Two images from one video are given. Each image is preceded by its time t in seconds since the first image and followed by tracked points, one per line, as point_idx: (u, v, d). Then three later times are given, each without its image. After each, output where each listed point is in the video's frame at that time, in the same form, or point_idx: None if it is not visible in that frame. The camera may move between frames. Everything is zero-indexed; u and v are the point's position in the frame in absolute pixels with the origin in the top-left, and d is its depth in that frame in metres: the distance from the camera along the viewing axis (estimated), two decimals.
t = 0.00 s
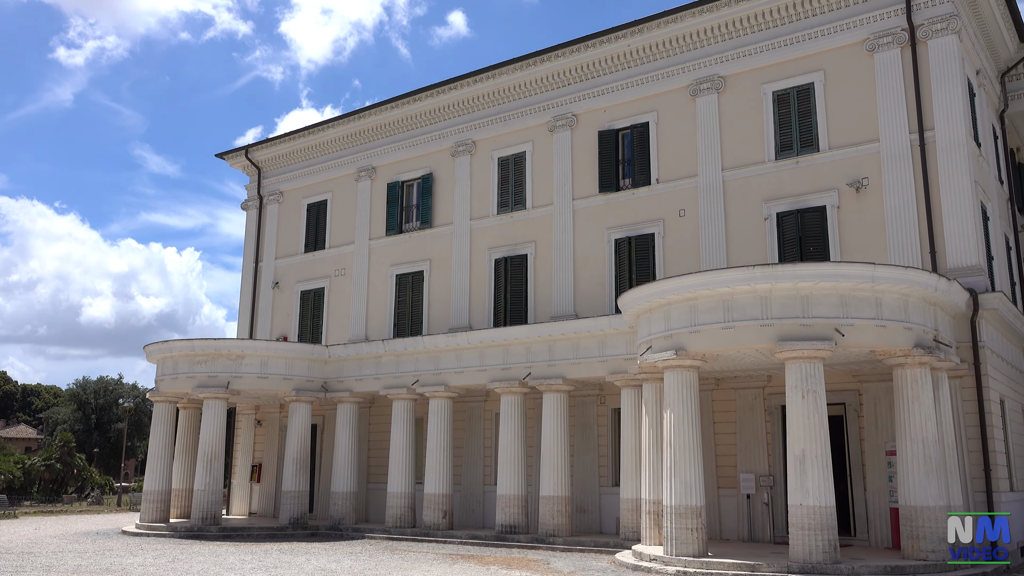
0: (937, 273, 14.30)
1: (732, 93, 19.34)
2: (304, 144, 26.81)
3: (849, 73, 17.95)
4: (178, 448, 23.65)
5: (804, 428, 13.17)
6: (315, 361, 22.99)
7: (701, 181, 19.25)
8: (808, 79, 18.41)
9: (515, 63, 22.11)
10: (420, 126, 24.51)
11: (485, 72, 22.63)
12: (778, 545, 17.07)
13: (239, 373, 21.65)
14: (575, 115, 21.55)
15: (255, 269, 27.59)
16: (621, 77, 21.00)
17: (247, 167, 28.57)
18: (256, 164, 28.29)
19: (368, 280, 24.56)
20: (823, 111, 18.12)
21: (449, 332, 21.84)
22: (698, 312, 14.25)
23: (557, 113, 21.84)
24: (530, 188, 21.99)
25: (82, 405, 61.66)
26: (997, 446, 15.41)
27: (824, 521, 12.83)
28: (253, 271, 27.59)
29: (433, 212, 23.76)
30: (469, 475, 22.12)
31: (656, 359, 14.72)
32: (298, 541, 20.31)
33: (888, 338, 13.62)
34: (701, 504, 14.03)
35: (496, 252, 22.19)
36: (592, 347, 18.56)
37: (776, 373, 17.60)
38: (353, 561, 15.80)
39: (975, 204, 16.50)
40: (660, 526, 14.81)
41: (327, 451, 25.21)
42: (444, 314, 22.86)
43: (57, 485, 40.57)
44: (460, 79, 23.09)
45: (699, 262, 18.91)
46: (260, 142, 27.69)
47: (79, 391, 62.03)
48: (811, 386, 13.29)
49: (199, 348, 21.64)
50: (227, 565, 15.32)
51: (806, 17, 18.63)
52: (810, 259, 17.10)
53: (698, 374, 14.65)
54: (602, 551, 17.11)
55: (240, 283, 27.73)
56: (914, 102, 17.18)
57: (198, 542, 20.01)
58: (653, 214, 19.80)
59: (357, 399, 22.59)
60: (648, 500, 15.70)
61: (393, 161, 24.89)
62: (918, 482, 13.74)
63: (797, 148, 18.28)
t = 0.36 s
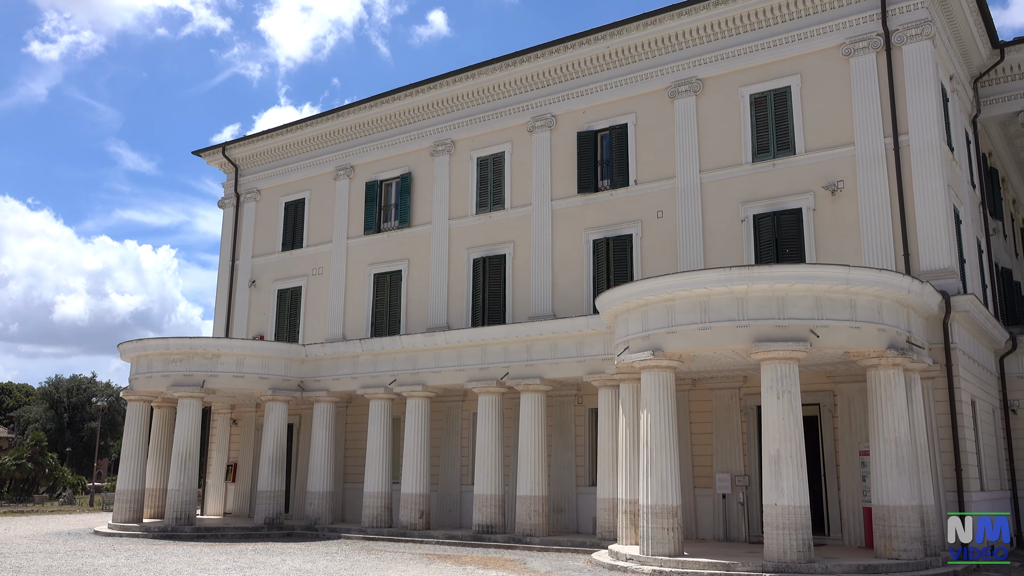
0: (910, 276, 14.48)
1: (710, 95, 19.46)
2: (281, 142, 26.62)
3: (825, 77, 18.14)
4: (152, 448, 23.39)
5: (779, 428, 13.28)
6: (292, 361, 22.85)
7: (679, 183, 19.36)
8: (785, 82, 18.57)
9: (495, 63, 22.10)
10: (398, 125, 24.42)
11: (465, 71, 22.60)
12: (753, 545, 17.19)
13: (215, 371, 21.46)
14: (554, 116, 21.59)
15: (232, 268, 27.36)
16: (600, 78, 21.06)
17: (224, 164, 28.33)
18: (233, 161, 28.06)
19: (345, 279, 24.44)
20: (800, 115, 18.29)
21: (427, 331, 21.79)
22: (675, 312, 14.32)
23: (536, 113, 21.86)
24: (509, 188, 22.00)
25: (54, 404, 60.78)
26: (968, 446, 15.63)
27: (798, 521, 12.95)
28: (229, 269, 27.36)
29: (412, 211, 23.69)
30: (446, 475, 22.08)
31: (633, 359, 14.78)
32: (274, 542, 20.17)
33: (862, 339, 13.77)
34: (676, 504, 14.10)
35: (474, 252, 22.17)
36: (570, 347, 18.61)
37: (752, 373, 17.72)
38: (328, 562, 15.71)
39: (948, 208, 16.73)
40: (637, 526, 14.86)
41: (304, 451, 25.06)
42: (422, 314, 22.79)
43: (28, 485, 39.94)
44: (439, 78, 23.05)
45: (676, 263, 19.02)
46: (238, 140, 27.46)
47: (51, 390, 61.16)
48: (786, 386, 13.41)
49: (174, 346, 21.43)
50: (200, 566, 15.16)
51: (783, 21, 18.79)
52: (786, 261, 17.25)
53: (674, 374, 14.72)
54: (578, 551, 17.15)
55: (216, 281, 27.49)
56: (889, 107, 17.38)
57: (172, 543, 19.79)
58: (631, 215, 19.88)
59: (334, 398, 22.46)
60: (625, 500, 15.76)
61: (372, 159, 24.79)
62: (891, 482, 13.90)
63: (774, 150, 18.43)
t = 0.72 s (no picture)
0: (884, 279, 14.66)
1: (688, 98, 19.58)
2: (258, 140, 26.41)
3: (801, 81, 18.31)
4: (125, 448, 23.09)
5: (754, 429, 13.39)
6: (267, 360, 22.68)
7: (656, 185, 19.45)
8: (762, 86, 18.73)
9: (474, 63, 22.07)
10: (376, 124, 24.32)
11: (444, 71, 22.56)
12: (727, 545, 17.30)
13: (189, 371, 21.24)
14: (533, 117, 21.60)
15: (207, 266, 27.10)
16: (579, 80, 21.11)
17: (200, 162, 28.05)
18: (209, 159, 27.79)
19: (322, 279, 24.30)
20: (776, 118, 18.45)
21: (404, 331, 21.72)
22: (652, 314, 14.38)
23: (515, 114, 21.87)
24: (487, 189, 21.98)
25: (24, 403, 59.80)
26: (939, 448, 15.84)
27: (772, 521, 13.05)
28: (205, 268, 27.10)
29: (389, 211, 23.60)
30: (423, 475, 22.01)
31: (610, 360, 14.82)
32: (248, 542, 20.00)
33: (836, 341, 13.91)
34: (652, 504, 14.16)
35: (452, 252, 22.13)
36: (547, 348, 18.63)
37: (728, 374, 17.84)
38: (304, 563, 15.60)
39: (921, 212, 16.95)
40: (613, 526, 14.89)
41: (279, 451, 24.88)
42: (399, 314, 22.72)
43: None
44: (418, 78, 22.99)
45: (653, 265, 19.10)
46: (214, 138, 27.20)
47: (21, 389, 60.17)
48: (761, 388, 13.51)
49: (147, 345, 21.18)
50: (173, 567, 15.00)
51: (760, 25, 18.94)
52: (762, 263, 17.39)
53: (651, 375, 14.78)
54: (554, 552, 17.17)
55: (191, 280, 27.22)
56: (863, 111, 17.58)
57: (144, 544, 19.55)
58: (609, 217, 19.95)
59: (310, 398, 22.32)
60: (601, 500, 15.80)
61: (350, 159, 24.66)
62: (864, 483, 14.05)
63: (750, 153, 18.57)
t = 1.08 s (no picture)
0: (857, 282, 14.83)
1: (665, 101, 19.68)
2: (234, 139, 26.18)
3: (777, 85, 18.48)
4: (96, 449, 22.77)
5: (729, 431, 13.47)
6: (242, 361, 22.48)
7: (634, 187, 19.52)
8: (738, 90, 18.87)
9: (453, 64, 22.05)
10: (354, 124, 24.21)
11: (422, 72, 22.51)
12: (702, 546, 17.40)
13: (162, 371, 21.01)
14: (511, 118, 21.61)
15: (182, 265, 26.82)
16: (557, 82, 21.15)
17: (175, 160, 27.75)
18: (184, 157, 27.51)
19: (299, 279, 24.13)
20: (752, 122, 18.59)
21: (381, 332, 21.62)
22: (629, 316, 14.43)
23: (493, 115, 21.87)
24: (465, 190, 21.96)
25: None
26: (910, 449, 16.04)
27: (747, 522, 13.14)
28: (179, 267, 26.81)
29: (367, 211, 23.49)
30: (398, 477, 21.92)
31: (587, 362, 14.84)
32: (221, 544, 19.81)
33: (810, 344, 14.04)
34: (628, 505, 14.20)
35: (430, 253, 22.07)
36: (524, 349, 18.64)
37: (703, 377, 17.95)
38: (277, 565, 15.48)
39: (894, 217, 17.15)
40: (588, 528, 14.91)
41: (254, 452, 24.66)
42: (376, 314, 22.62)
43: None
44: (396, 78, 22.92)
45: (630, 267, 19.18)
46: (190, 136, 26.92)
47: None
48: (736, 390, 13.61)
49: (120, 345, 20.92)
50: (144, 570, 14.80)
51: (737, 30, 19.09)
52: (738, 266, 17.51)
53: (627, 377, 14.83)
54: (530, 553, 17.17)
55: (166, 279, 26.93)
56: (838, 116, 17.77)
57: (115, 546, 19.28)
58: (586, 219, 20.00)
59: (286, 399, 22.15)
60: (577, 501, 15.81)
61: (327, 158, 24.52)
62: (837, 484, 14.19)
63: (726, 157, 18.71)
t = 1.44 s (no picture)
0: (831, 287, 14.99)
1: (643, 105, 19.77)
2: (210, 137, 25.92)
3: (753, 91, 18.64)
4: (66, 451, 22.41)
5: (704, 433, 13.55)
6: (216, 361, 22.24)
7: (611, 190, 19.59)
8: (715, 94, 19.01)
9: (431, 65, 22.00)
10: (332, 124, 24.07)
11: (401, 72, 22.44)
12: (676, 547, 17.48)
13: (134, 372, 20.74)
14: (489, 120, 21.60)
15: (155, 265, 26.52)
16: (536, 84, 21.17)
17: (149, 158, 27.44)
18: (158, 156, 27.21)
19: (274, 279, 23.94)
20: (729, 127, 18.73)
21: (357, 334, 21.50)
22: (605, 318, 14.47)
23: (472, 117, 21.85)
24: (443, 191, 21.91)
25: None
26: (882, 452, 16.23)
27: (721, 524, 13.22)
28: (153, 267, 26.50)
29: (343, 211, 23.36)
30: (374, 479, 21.80)
31: (563, 364, 14.86)
32: (194, 547, 19.58)
33: (785, 347, 14.16)
34: (603, 508, 14.24)
35: (407, 254, 22.00)
36: (501, 351, 18.63)
37: (679, 379, 18.04)
38: (250, 568, 15.31)
39: (867, 222, 17.35)
40: (564, 530, 14.91)
41: (227, 454, 24.42)
42: (352, 315, 22.50)
43: None
44: (374, 79, 22.82)
45: (607, 269, 19.24)
46: (164, 134, 26.63)
47: None
48: (711, 393, 13.69)
49: (91, 345, 20.63)
50: (113, 573, 14.58)
51: (715, 35, 19.22)
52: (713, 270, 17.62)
53: (604, 380, 14.87)
54: (506, 555, 17.15)
55: (139, 279, 26.61)
56: (813, 122, 17.95)
57: (85, 549, 18.97)
58: (564, 221, 20.03)
59: (260, 400, 21.95)
60: (553, 503, 15.79)
61: (304, 158, 24.36)
62: (810, 487, 14.33)
63: (703, 161, 18.82)
